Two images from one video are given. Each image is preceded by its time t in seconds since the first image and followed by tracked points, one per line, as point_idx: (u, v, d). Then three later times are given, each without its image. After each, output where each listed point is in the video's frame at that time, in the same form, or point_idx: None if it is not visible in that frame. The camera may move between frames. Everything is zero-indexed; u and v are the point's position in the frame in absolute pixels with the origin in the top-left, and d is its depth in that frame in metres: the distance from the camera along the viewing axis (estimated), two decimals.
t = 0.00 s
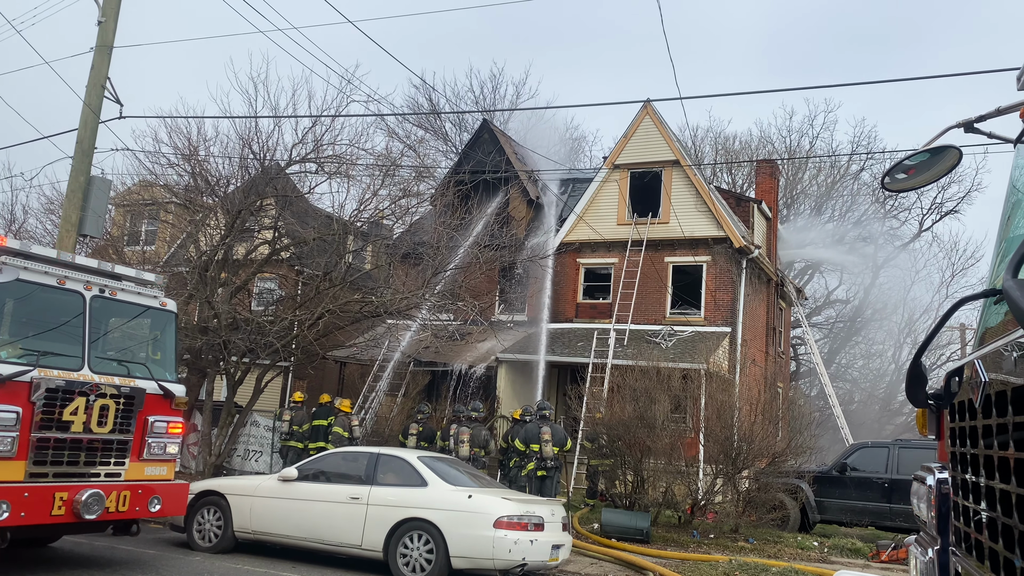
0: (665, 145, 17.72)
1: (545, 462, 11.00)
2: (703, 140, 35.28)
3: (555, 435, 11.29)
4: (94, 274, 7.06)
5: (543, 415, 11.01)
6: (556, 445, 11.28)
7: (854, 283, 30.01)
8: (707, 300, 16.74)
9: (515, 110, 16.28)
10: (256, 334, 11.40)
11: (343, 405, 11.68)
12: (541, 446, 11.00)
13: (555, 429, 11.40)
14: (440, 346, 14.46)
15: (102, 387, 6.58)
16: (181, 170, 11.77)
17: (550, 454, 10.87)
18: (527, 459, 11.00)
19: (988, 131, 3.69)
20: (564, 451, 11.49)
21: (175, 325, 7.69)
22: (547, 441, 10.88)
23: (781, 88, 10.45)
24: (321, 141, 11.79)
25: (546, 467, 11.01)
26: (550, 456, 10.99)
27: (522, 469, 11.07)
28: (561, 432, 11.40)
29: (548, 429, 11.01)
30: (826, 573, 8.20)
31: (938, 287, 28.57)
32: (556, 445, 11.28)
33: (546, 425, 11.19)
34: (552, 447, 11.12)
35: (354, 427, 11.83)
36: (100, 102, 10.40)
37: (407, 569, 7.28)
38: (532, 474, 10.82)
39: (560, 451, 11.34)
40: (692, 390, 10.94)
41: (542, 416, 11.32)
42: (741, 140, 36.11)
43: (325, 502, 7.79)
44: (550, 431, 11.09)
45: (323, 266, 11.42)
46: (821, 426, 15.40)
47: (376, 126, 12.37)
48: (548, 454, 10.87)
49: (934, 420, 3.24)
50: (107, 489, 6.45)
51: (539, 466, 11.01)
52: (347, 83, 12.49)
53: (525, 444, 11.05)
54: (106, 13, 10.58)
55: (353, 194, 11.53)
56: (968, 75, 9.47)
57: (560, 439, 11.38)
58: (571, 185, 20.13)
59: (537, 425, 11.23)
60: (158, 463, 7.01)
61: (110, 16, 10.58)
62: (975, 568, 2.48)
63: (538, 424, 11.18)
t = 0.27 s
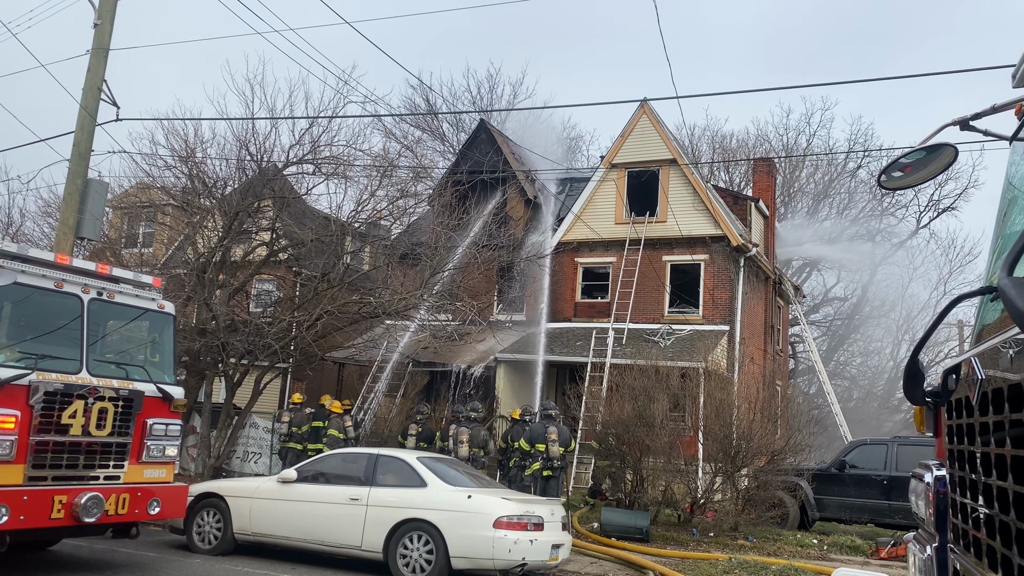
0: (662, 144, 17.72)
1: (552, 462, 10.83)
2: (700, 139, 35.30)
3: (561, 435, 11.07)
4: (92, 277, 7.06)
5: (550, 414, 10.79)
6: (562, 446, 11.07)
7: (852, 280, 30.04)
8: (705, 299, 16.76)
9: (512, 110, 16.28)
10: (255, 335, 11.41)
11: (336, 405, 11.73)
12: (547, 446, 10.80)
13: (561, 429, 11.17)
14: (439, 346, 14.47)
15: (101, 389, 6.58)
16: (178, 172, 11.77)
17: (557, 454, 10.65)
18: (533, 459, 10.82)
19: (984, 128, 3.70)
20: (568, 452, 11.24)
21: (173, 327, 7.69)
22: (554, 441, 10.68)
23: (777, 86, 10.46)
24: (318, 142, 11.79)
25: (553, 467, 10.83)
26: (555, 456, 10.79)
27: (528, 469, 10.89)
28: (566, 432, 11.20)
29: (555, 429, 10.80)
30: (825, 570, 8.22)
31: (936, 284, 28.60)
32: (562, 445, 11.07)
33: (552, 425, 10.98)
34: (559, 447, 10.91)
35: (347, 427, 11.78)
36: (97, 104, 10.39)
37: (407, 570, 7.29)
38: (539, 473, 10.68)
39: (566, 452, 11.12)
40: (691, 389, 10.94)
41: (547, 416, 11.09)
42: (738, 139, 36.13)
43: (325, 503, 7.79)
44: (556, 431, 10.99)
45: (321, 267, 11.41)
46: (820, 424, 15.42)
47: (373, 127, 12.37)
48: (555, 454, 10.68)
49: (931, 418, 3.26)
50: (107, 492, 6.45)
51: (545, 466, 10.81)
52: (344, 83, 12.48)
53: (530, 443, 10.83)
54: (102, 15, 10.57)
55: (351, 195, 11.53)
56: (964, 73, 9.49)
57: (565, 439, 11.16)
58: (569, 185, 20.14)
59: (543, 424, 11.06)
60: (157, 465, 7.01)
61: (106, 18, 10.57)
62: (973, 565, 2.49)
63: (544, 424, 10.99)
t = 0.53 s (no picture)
0: (659, 141, 17.71)
1: (556, 460, 10.81)
2: (697, 135, 35.29)
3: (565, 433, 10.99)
4: (88, 277, 7.03)
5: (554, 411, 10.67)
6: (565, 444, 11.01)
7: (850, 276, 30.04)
8: (704, 295, 16.76)
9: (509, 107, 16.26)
10: (252, 335, 11.39)
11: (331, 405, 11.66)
12: (551, 444, 10.76)
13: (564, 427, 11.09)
14: (437, 345, 14.44)
15: (98, 390, 6.56)
16: (174, 172, 11.75)
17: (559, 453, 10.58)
18: (536, 457, 10.79)
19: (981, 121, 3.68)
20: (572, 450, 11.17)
21: (170, 327, 7.67)
22: (558, 440, 10.61)
23: (774, 81, 10.44)
24: (314, 141, 11.76)
25: (555, 465, 10.80)
26: (558, 455, 10.73)
27: (531, 467, 10.82)
28: (570, 430, 11.12)
29: (558, 427, 10.70)
30: (826, 565, 8.22)
31: (934, 279, 28.60)
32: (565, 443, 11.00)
33: (555, 422, 10.89)
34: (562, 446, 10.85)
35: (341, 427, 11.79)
36: (92, 104, 10.35)
37: (407, 569, 7.27)
38: (542, 472, 10.61)
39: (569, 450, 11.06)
40: (690, 385, 10.93)
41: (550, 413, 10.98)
42: (735, 135, 36.11)
43: (324, 503, 7.78)
44: (561, 430, 10.86)
45: (319, 266, 11.39)
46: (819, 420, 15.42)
47: (369, 125, 12.34)
48: (559, 452, 10.65)
49: (929, 412, 3.25)
50: (105, 493, 6.43)
51: (548, 464, 10.78)
52: (339, 82, 12.45)
53: (534, 441, 10.83)
54: (96, 15, 10.54)
55: (348, 194, 11.51)
56: (960, 67, 9.48)
57: (569, 437, 11.08)
58: (566, 182, 20.12)
59: (547, 422, 11.00)
60: (155, 465, 6.99)
61: (101, 18, 10.53)
62: (973, 558, 2.47)
63: (549, 422, 10.91)
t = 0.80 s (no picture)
0: (656, 137, 17.71)
1: (557, 457, 10.79)
2: (695, 131, 35.30)
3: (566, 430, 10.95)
4: (86, 277, 7.03)
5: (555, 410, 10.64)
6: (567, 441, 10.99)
7: (848, 271, 30.07)
8: (702, 291, 16.78)
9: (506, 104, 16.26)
10: (251, 334, 11.40)
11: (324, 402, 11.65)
12: (552, 441, 10.77)
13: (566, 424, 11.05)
14: (436, 342, 14.45)
15: (97, 390, 6.57)
16: (172, 171, 11.74)
17: (561, 450, 10.55)
18: (538, 454, 10.84)
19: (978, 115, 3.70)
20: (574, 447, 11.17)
21: (169, 326, 7.67)
22: (560, 436, 10.61)
23: (770, 77, 10.46)
24: (312, 140, 11.76)
25: (557, 462, 10.82)
26: (559, 452, 10.68)
27: (531, 463, 10.86)
28: (571, 427, 11.12)
29: (560, 424, 10.65)
30: (825, 560, 8.26)
31: (932, 273, 28.63)
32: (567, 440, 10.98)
33: (557, 419, 10.86)
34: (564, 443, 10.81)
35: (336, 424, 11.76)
36: (89, 104, 10.34)
37: (407, 566, 7.29)
38: (543, 468, 10.64)
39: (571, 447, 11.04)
40: (688, 381, 10.94)
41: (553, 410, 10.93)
42: (733, 130, 36.10)
43: (324, 501, 7.79)
44: (563, 426, 10.78)
45: (317, 264, 11.39)
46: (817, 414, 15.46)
47: (367, 123, 12.33)
48: (560, 449, 10.64)
49: (928, 406, 3.26)
50: (105, 493, 6.43)
51: (549, 461, 10.79)
52: (337, 80, 12.44)
53: (535, 438, 10.89)
54: (92, 15, 10.52)
55: (345, 192, 11.51)
56: (956, 61, 9.48)
57: (571, 434, 11.08)
58: (563, 179, 20.13)
59: (549, 419, 11.03)
60: (155, 465, 7.00)
61: (97, 18, 10.51)
62: (972, 551, 2.48)
63: (552, 419, 10.95)
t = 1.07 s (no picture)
0: (655, 133, 17.70)
1: (558, 454, 10.78)
2: (693, 127, 35.31)
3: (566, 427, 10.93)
4: (85, 275, 7.02)
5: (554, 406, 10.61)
6: (567, 438, 10.98)
7: (847, 266, 30.08)
8: (700, 287, 16.78)
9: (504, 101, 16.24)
10: (250, 331, 11.38)
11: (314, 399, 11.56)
12: (553, 437, 10.73)
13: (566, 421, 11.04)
14: (435, 339, 14.45)
15: (96, 388, 6.56)
16: (170, 169, 11.73)
17: (562, 447, 10.57)
18: (538, 451, 10.82)
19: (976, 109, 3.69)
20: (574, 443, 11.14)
21: (167, 324, 7.67)
22: (560, 433, 10.61)
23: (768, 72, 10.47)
24: (310, 137, 11.74)
25: (557, 459, 10.81)
26: (560, 449, 10.69)
27: (532, 460, 10.87)
28: (571, 423, 11.11)
29: (560, 420, 10.65)
30: (825, 554, 8.27)
31: (931, 268, 28.65)
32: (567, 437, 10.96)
33: (557, 415, 10.86)
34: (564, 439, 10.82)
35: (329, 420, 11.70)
36: (86, 102, 10.32)
37: (407, 563, 7.30)
38: (543, 465, 10.64)
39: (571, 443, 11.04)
40: (688, 376, 10.94)
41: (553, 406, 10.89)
42: (731, 126, 36.09)
43: (324, 498, 7.79)
44: (563, 423, 10.80)
45: (315, 261, 11.37)
46: (816, 409, 15.47)
47: (365, 120, 12.32)
48: (561, 446, 10.63)
49: (926, 400, 3.26)
50: (105, 490, 6.44)
51: (550, 458, 10.79)
52: (335, 77, 12.43)
53: (536, 434, 10.84)
54: (89, 13, 10.50)
55: (344, 190, 11.50)
56: (954, 55, 9.48)
57: (571, 431, 11.07)
58: (562, 175, 20.12)
59: (549, 415, 11.02)
60: (155, 463, 7.00)
61: (94, 16, 10.49)
62: (971, 545, 2.48)
63: (552, 415, 10.92)
